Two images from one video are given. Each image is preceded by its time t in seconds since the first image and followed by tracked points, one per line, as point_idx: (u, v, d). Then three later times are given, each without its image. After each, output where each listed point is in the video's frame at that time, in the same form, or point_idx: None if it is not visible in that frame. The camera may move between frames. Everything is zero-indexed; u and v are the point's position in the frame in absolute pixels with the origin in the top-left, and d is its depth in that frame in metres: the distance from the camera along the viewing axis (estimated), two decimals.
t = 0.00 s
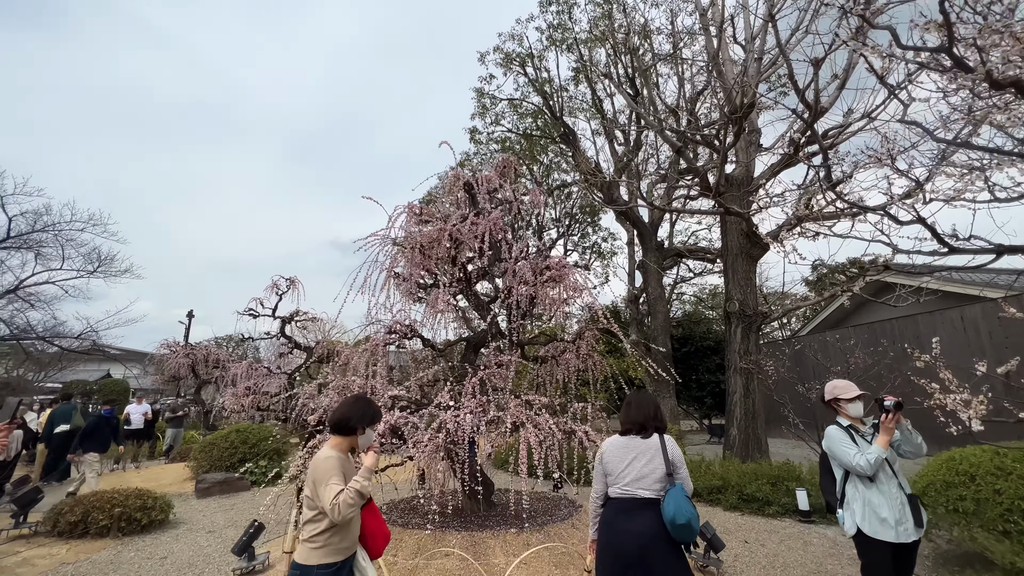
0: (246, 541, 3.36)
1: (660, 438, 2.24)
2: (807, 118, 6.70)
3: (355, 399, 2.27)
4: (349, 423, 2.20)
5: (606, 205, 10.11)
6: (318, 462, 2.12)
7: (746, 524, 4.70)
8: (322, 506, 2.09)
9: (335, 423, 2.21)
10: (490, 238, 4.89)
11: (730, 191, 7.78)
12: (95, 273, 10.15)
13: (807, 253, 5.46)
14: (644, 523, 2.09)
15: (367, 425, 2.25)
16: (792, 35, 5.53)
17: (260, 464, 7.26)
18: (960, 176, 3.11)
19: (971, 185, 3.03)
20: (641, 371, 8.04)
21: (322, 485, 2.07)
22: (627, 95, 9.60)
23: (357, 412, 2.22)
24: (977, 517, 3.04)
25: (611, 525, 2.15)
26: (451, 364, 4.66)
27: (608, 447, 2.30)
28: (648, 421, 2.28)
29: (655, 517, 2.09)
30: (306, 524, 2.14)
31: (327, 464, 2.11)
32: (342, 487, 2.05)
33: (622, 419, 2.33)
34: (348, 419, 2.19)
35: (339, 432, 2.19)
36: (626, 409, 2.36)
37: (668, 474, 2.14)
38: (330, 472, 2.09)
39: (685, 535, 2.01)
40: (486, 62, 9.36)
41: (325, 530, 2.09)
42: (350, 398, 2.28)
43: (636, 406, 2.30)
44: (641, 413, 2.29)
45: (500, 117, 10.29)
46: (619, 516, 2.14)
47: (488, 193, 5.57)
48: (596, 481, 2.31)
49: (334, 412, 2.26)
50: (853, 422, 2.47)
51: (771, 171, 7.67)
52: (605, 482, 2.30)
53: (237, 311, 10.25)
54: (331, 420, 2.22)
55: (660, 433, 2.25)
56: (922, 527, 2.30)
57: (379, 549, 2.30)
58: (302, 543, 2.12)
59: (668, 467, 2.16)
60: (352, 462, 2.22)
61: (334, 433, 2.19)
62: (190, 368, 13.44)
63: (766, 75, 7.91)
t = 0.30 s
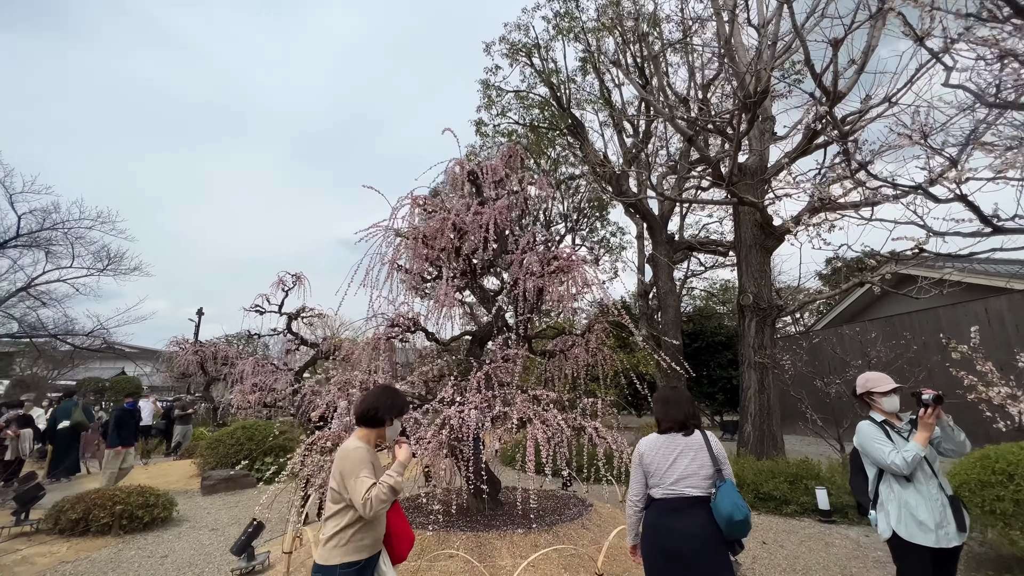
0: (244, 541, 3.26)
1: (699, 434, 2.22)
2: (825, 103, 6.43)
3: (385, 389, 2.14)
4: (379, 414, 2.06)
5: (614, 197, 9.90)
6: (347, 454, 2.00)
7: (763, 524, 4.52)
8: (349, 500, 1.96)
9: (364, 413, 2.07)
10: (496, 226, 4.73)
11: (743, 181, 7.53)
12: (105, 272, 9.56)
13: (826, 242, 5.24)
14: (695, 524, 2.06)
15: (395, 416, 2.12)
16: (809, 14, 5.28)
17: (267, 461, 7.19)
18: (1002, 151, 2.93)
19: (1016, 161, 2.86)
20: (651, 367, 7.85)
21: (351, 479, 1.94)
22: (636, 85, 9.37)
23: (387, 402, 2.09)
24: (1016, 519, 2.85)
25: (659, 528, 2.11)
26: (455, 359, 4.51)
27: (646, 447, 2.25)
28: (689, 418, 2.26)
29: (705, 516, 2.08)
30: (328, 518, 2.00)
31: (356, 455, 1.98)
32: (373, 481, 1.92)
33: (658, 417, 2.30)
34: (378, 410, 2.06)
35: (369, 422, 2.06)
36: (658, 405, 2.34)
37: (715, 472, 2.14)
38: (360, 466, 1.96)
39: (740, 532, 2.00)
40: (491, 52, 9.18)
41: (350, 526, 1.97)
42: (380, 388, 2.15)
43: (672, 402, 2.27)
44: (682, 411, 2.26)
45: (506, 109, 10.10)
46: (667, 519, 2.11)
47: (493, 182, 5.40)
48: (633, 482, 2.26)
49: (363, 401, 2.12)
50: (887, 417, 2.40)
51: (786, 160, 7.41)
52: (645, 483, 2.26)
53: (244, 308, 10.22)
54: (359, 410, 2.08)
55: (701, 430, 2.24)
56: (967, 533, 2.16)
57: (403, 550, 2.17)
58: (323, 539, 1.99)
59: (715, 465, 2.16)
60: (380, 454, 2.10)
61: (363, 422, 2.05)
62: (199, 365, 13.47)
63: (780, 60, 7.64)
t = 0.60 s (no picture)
0: (241, 543, 3.15)
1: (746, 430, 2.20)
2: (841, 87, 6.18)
3: (393, 389, 1.96)
4: (389, 417, 1.89)
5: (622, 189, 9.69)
6: (358, 466, 1.84)
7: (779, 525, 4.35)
8: (365, 515, 1.81)
9: (372, 418, 1.90)
10: (499, 216, 4.56)
11: (755, 170, 7.30)
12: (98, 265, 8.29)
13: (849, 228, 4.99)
14: (745, 522, 2.04)
15: (410, 418, 1.94)
16: None
17: (271, 459, 7.11)
18: None
19: None
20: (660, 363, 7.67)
21: (364, 491, 1.79)
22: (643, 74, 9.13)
23: (396, 403, 1.91)
24: None
25: (707, 527, 2.07)
26: (458, 354, 4.37)
27: (691, 444, 2.20)
28: (734, 414, 2.22)
29: (754, 514, 2.07)
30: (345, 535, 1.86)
31: (368, 466, 1.83)
32: (390, 492, 1.77)
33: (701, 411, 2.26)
34: (388, 412, 1.89)
35: (379, 428, 1.89)
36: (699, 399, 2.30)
37: (764, 470, 2.12)
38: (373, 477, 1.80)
39: (789, 531, 2.02)
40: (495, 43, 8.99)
41: (369, 542, 1.83)
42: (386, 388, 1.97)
43: (717, 397, 2.24)
44: (727, 407, 2.21)
45: (511, 101, 9.91)
46: (716, 518, 2.08)
47: (496, 170, 5.22)
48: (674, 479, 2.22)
49: (371, 405, 1.95)
50: (919, 415, 2.23)
51: (800, 148, 7.16)
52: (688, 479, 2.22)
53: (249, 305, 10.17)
54: (368, 416, 1.91)
55: (747, 426, 2.20)
56: (1010, 539, 2.00)
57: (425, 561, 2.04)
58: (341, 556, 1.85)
59: (763, 463, 2.14)
60: (394, 460, 1.94)
61: (373, 428, 1.89)
62: (206, 362, 13.49)
63: (793, 45, 7.37)
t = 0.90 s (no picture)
0: (241, 546, 3.06)
1: (784, 426, 2.27)
2: (858, 73, 5.94)
3: (415, 386, 1.73)
4: (417, 419, 1.68)
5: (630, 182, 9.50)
6: (391, 478, 1.61)
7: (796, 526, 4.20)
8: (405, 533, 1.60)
9: (397, 422, 1.67)
10: (503, 209, 4.42)
11: (768, 160, 7.08)
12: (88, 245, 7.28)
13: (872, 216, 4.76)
14: (805, 522, 2.08)
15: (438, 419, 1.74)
16: None
17: (276, 458, 7.05)
18: None
19: None
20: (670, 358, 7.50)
21: (404, 505, 1.57)
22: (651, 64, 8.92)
23: (423, 401, 1.71)
24: None
25: (766, 532, 2.07)
26: (463, 352, 4.25)
27: (741, 446, 2.18)
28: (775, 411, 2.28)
29: (807, 512, 2.13)
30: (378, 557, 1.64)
31: (401, 479, 1.60)
32: (436, 501, 1.59)
33: (742, 411, 2.29)
34: (417, 411, 1.68)
35: (407, 432, 1.67)
36: (736, 398, 2.34)
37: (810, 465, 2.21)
38: (413, 487, 1.59)
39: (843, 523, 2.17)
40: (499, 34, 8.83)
41: (406, 560, 1.63)
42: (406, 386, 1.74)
43: (757, 396, 2.30)
44: (766, 404, 2.27)
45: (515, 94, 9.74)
46: (776, 522, 2.07)
47: (500, 163, 5.06)
48: (724, 484, 2.18)
49: (391, 407, 1.71)
50: (956, 415, 2.08)
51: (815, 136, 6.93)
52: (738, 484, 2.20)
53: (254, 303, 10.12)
54: (391, 420, 1.68)
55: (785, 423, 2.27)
56: None
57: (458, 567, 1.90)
58: None
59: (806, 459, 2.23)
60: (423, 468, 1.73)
61: (402, 435, 1.67)
62: (214, 360, 13.52)
63: (807, 30, 7.12)
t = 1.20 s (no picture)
0: (245, 546, 2.97)
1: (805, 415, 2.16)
2: (877, 54, 5.71)
3: (468, 383, 1.59)
4: (467, 419, 1.54)
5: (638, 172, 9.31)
6: (437, 482, 1.47)
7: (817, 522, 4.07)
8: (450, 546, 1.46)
9: (445, 421, 1.54)
10: (511, 197, 4.28)
11: (781, 147, 6.88)
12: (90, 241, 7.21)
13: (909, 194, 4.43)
14: (840, 513, 2.01)
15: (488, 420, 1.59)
16: None
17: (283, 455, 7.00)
18: None
19: None
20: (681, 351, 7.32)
21: (450, 515, 1.43)
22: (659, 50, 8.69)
23: (476, 399, 1.57)
24: None
25: (810, 529, 1.97)
26: (471, 345, 4.13)
27: (776, 441, 2.03)
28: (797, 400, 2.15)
29: (840, 502, 2.06)
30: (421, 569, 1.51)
31: (448, 486, 1.46)
32: (484, 515, 1.45)
33: (765, 403, 2.15)
34: (468, 411, 1.54)
35: (456, 433, 1.53)
36: (756, 389, 2.20)
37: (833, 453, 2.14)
38: (462, 497, 1.45)
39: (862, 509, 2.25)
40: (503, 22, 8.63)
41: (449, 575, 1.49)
42: (457, 381, 1.60)
43: (779, 385, 2.16)
44: (788, 392, 2.15)
45: (520, 83, 9.55)
46: (818, 516, 1.99)
47: (507, 150, 4.91)
48: (761, 484, 2.01)
49: (440, 403, 1.57)
50: (1004, 405, 1.93)
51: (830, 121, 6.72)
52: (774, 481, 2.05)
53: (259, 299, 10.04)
54: (441, 418, 1.54)
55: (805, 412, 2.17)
56: None
57: None
58: None
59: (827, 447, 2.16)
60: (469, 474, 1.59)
61: (449, 435, 1.53)
62: (220, 357, 13.51)
63: (822, 11, 6.88)
